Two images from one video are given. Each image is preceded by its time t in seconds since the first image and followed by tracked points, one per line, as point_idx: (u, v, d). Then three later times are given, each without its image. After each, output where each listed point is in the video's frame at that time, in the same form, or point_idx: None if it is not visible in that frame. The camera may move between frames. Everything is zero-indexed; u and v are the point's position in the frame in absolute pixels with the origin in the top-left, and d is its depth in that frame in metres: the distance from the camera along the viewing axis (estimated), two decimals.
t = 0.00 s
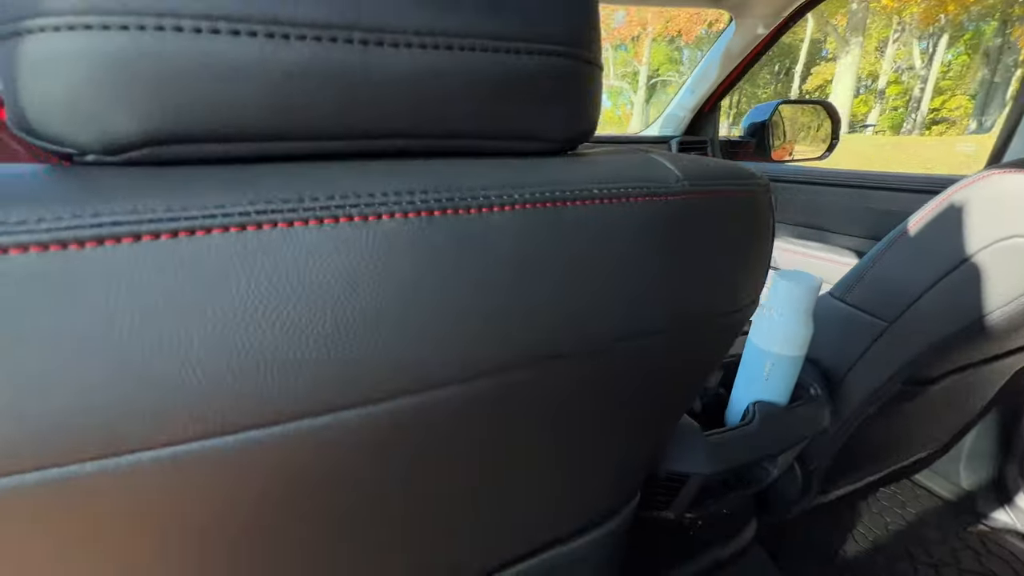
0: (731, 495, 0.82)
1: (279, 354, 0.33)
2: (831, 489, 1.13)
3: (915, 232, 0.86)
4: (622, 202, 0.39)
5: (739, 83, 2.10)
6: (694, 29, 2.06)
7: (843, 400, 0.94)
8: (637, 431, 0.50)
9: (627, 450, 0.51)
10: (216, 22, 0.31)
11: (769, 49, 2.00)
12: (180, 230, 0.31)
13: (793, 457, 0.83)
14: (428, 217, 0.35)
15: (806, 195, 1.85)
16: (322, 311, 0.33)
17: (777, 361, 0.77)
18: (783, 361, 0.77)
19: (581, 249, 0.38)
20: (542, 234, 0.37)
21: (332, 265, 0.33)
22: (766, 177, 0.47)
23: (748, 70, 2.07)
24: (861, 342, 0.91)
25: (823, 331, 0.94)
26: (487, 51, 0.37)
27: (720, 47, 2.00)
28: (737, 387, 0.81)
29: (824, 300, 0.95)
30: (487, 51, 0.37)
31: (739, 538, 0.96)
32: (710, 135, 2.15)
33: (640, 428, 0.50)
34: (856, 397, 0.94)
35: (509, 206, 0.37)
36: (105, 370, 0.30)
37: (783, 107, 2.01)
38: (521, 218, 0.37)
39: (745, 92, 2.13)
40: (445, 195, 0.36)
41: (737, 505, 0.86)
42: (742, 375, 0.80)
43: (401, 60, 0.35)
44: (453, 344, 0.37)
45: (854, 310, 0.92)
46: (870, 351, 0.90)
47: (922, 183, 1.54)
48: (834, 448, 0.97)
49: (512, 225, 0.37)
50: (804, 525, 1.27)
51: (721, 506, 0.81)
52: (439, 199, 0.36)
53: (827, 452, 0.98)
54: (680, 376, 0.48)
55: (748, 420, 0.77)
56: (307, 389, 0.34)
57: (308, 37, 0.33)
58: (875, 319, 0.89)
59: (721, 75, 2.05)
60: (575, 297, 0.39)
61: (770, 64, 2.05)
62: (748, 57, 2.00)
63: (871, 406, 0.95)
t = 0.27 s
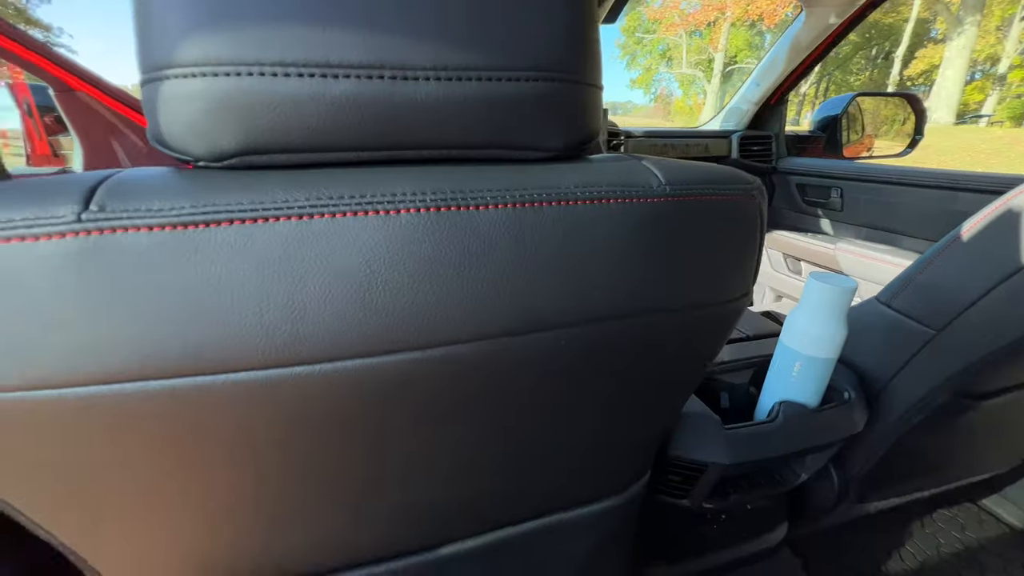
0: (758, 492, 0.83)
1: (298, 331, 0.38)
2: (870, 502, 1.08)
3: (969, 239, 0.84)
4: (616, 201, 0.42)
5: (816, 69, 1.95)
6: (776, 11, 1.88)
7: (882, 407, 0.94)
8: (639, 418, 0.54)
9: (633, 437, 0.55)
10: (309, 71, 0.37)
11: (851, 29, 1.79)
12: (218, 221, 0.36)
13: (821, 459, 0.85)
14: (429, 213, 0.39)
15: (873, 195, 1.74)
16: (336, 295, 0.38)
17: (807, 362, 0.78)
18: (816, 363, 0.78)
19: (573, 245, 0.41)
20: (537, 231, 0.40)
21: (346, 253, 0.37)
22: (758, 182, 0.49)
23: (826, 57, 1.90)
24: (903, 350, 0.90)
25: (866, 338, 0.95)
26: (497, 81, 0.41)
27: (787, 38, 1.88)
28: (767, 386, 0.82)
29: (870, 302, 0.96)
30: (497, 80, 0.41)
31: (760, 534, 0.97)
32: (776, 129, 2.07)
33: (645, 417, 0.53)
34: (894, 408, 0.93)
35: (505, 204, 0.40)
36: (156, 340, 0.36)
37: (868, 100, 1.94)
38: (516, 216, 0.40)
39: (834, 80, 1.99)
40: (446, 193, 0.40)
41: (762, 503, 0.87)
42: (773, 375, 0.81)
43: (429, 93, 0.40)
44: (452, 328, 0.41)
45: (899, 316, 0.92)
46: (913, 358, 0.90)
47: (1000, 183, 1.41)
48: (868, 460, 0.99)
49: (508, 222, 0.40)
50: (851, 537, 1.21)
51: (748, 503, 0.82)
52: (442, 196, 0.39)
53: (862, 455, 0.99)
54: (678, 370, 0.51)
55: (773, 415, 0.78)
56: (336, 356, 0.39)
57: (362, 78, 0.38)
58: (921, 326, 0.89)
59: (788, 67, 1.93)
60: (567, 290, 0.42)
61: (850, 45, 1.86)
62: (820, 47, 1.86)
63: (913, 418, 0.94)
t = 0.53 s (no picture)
0: (786, 482, 0.85)
1: (326, 289, 0.41)
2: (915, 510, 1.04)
3: None
4: (626, 179, 0.44)
5: (907, 58, 1.85)
6: None
7: (921, 408, 0.93)
8: (653, 383, 0.58)
9: (641, 400, 0.59)
10: (372, 71, 0.39)
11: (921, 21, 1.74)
12: (261, 185, 0.38)
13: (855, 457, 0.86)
14: (453, 183, 0.41)
15: (948, 190, 1.66)
16: (364, 258, 0.40)
17: (839, 354, 0.80)
18: (848, 355, 0.80)
19: (584, 217, 0.43)
20: (554, 205, 0.43)
21: (377, 218, 0.40)
22: (758, 167, 0.51)
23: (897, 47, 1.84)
24: (951, 349, 0.90)
25: (910, 336, 0.94)
26: (528, 73, 0.41)
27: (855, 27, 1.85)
28: (799, 376, 0.84)
29: (918, 300, 0.95)
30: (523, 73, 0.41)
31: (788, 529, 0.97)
32: (842, 123, 2.05)
33: (655, 380, 0.57)
34: (937, 409, 0.92)
35: (524, 178, 0.42)
36: (203, 289, 0.39)
37: (953, 88, 1.78)
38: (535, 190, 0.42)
39: (932, 69, 1.84)
40: (468, 166, 0.42)
41: (790, 494, 0.89)
42: (804, 368, 0.84)
43: (465, 87, 0.41)
44: (466, 292, 0.43)
45: (950, 315, 0.91)
46: (961, 357, 0.89)
47: None
48: (912, 463, 0.97)
49: (526, 197, 0.42)
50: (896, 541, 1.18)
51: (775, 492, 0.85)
52: (466, 168, 0.42)
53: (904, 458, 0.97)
54: (693, 336, 0.54)
55: (802, 404, 0.80)
56: (380, 314, 0.43)
57: (409, 75, 0.40)
58: (971, 324, 0.88)
59: (852, 59, 1.91)
60: (576, 259, 0.44)
61: (922, 37, 1.79)
62: (890, 38, 1.81)
63: (959, 419, 0.92)
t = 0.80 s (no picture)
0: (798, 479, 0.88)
1: (351, 267, 0.46)
2: (942, 521, 1.01)
3: None
4: (616, 174, 0.48)
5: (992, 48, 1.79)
6: None
7: (948, 416, 0.91)
8: (654, 368, 0.62)
9: (643, 383, 0.63)
10: (396, 80, 0.45)
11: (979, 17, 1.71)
12: (302, 174, 0.44)
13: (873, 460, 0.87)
14: (462, 176, 0.45)
15: (1005, 194, 1.60)
16: (382, 241, 0.45)
17: (855, 354, 0.81)
18: (863, 354, 0.81)
19: (581, 210, 0.47)
20: (551, 197, 0.46)
21: (394, 206, 0.45)
22: (756, 163, 0.52)
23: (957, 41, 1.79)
24: (980, 354, 0.89)
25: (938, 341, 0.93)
26: (533, 80, 0.46)
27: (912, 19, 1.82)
28: (816, 374, 0.86)
29: (949, 304, 0.96)
30: (531, 81, 0.46)
31: (801, 531, 0.98)
32: (897, 119, 2.00)
33: (655, 367, 0.62)
34: (966, 417, 0.90)
35: (527, 172, 0.46)
36: (254, 261, 0.46)
37: None
38: (535, 184, 0.46)
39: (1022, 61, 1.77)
40: (476, 160, 0.46)
41: (803, 493, 0.91)
42: (822, 365, 0.85)
43: (477, 92, 0.46)
44: (472, 274, 0.48)
45: (979, 319, 0.91)
46: (990, 363, 0.88)
47: None
48: (937, 468, 0.95)
49: (528, 192, 0.46)
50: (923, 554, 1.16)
51: (787, 489, 0.88)
52: (474, 163, 0.46)
53: (931, 465, 0.95)
54: (691, 327, 0.58)
55: (814, 402, 0.82)
56: (397, 292, 0.48)
57: (428, 82, 0.45)
58: (1003, 330, 0.88)
59: (907, 54, 1.88)
60: (574, 248, 0.48)
61: (985, 29, 1.76)
62: (949, 32, 1.77)
63: (987, 428, 0.90)
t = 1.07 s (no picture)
0: (798, 476, 0.89)
1: (352, 252, 0.51)
2: (954, 529, 0.99)
3: None
4: (594, 171, 0.50)
5: None
6: None
7: (956, 418, 0.90)
8: (642, 361, 0.65)
9: (632, 375, 0.66)
10: (394, 84, 0.50)
11: None
12: (312, 168, 0.50)
13: (876, 461, 0.87)
14: (451, 171, 0.49)
15: None
16: (379, 229, 0.50)
17: (855, 352, 0.81)
18: (864, 353, 0.81)
19: (560, 205, 0.49)
20: (532, 191, 0.49)
21: (389, 198, 0.49)
22: (736, 161, 0.53)
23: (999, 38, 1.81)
24: (988, 357, 0.87)
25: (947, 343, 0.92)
26: (518, 83, 0.50)
27: (949, 17, 1.85)
28: (818, 373, 0.86)
29: (958, 307, 0.95)
30: (517, 84, 0.50)
31: (806, 532, 0.98)
32: (932, 119, 2.03)
33: (643, 359, 0.65)
34: (975, 420, 0.88)
35: (511, 169, 0.49)
36: (268, 245, 0.51)
37: None
38: (518, 180, 0.49)
39: None
40: (464, 157, 0.50)
41: (806, 492, 0.92)
42: (824, 364, 0.85)
43: (468, 95, 0.50)
44: (460, 262, 0.51)
45: (986, 320, 0.90)
46: (1000, 364, 0.86)
47: None
48: (945, 473, 0.93)
49: (511, 186, 0.49)
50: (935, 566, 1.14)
51: (787, 486, 0.89)
52: (463, 160, 0.50)
53: (939, 470, 0.93)
54: (677, 321, 0.61)
55: (811, 399, 0.83)
56: (393, 278, 0.52)
57: (423, 87, 0.50)
58: (1011, 333, 0.86)
59: (944, 49, 1.89)
60: (555, 241, 0.51)
61: None
62: (985, 31, 1.80)
63: (996, 433, 0.88)
